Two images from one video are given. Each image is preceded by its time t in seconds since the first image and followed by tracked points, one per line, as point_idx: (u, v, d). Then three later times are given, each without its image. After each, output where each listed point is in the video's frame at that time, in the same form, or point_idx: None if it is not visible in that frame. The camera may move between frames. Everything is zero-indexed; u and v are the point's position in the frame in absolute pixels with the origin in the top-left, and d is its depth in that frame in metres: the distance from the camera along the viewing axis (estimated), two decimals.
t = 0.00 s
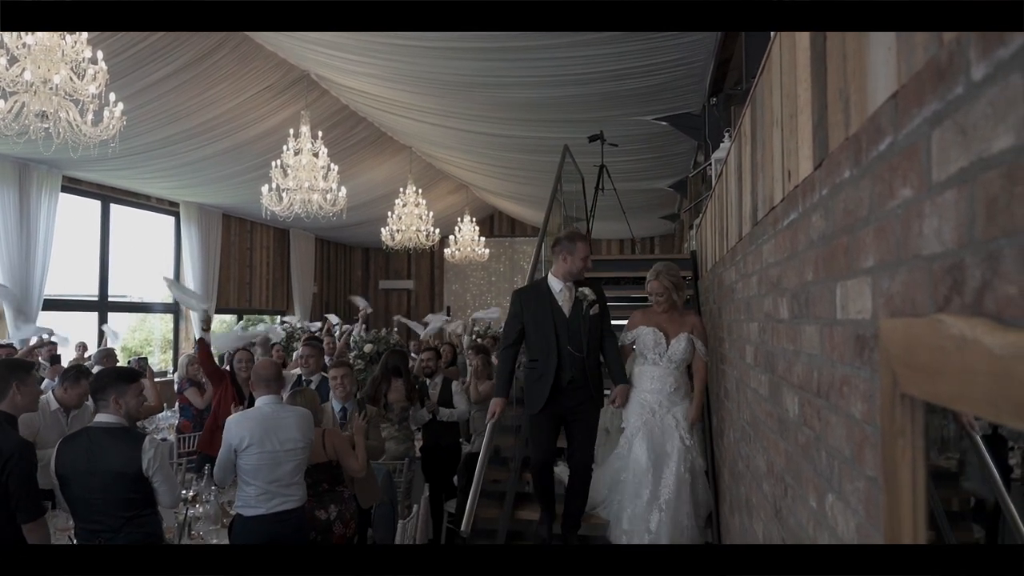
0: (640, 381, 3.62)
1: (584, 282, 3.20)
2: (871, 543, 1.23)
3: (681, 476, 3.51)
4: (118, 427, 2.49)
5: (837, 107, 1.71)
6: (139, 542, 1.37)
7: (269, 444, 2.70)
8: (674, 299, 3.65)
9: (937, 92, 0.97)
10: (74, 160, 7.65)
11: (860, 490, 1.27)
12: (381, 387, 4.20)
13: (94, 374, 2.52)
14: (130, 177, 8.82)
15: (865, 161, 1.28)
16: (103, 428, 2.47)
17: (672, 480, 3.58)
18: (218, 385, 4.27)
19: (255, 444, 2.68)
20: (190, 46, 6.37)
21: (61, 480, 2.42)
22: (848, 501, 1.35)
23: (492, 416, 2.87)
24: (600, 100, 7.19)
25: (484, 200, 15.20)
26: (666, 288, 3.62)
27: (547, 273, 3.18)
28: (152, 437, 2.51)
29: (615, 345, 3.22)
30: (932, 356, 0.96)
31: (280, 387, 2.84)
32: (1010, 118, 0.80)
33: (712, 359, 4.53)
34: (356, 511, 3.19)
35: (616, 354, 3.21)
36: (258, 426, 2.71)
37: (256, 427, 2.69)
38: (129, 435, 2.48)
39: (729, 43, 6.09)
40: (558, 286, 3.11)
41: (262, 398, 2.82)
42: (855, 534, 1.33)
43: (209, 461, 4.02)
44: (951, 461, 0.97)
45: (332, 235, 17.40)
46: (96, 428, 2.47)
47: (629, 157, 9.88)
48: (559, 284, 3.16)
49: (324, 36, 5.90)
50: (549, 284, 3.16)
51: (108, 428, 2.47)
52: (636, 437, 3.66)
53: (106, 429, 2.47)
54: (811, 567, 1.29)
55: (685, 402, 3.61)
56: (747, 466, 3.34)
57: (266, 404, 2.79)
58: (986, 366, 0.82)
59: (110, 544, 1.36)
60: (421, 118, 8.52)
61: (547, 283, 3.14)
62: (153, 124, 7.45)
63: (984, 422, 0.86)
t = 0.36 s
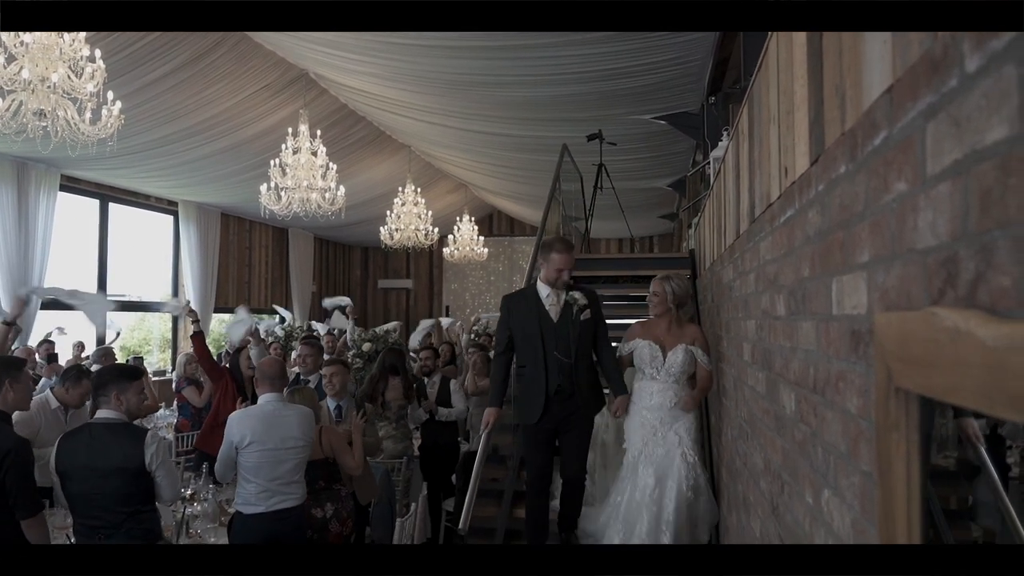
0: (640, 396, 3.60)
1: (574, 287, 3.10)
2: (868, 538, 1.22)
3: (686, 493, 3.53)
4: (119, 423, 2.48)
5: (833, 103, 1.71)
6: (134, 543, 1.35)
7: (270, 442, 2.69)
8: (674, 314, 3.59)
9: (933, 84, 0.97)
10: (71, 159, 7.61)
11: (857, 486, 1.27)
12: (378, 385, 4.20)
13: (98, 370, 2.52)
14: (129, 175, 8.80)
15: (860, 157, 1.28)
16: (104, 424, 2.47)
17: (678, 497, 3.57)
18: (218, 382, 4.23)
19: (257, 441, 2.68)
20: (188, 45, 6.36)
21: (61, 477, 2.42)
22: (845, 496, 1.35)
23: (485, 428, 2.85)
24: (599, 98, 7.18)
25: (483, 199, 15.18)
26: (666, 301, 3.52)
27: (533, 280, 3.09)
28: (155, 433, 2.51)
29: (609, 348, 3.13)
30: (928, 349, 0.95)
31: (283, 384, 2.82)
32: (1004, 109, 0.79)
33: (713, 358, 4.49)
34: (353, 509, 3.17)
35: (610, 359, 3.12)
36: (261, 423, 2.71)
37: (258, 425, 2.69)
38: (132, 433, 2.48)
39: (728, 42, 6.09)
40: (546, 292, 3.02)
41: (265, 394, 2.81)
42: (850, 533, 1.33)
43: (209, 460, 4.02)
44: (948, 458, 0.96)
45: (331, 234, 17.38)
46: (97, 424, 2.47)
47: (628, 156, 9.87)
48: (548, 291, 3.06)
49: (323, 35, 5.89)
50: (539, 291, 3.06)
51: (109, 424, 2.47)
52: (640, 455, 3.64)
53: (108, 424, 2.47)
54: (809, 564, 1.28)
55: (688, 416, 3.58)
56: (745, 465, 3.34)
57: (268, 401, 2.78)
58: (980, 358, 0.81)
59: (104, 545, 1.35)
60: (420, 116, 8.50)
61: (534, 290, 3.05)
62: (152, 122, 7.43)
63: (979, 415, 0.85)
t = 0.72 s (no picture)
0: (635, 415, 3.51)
1: (564, 307, 2.95)
2: (867, 535, 1.23)
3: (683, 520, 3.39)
4: (125, 420, 2.48)
5: (832, 100, 1.71)
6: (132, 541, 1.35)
7: (274, 440, 2.70)
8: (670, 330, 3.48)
9: (931, 81, 0.97)
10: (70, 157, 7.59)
11: (856, 482, 1.27)
12: (377, 383, 4.24)
13: (103, 369, 2.52)
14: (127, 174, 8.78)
15: (859, 154, 1.28)
16: (110, 421, 2.47)
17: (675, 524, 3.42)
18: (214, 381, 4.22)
19: (260, 439, 2.68)
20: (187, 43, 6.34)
21: (67, 473, 2.43)
22: (844, 493, 1.35)
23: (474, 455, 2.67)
24: (599, 97, 7.18)
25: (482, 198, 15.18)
26: (661, 319, 3.41)
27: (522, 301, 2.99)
28: (160, 431, 2.49)
29: (600, 370, 2.96)
30: (926, 345, 0.95)
31: (287, 382, 2.81)
32: (1002, 105, 0.80)
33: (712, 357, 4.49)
34: (352, 507, 3.15)
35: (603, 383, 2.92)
36: (264, 421, 2.71)
37: (262, 423, 2.69)
38: (137, 431, 2.47)
39: (727, 40, 6.09)
40: (531, 312, 2.91)
41: (268, 393, 2.80)
42: (849, 530, 1.33)
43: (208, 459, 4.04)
44: (949, 457, 0.96)
45: (330, 233, 17.36)
46: (103, 421, 2.47)
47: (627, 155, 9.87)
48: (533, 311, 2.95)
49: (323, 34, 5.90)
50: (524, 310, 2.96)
51: (115, 421, 2.47)
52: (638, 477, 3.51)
53: (114, 422, 2.47)
54: (808, 562, 1.29)
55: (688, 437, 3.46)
56: (744, 463, 3.34)
57: (272, 399, 2.78)
58: (978, 354, 0.82)
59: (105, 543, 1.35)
60: (419, 115, 8.49)
61: (522, 311, 2.95)
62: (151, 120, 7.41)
63: (978, 412, 0.85)
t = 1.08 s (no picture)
0: (635, 450, 3.25)
1: (565, 321, 2.71)
2: (867, 531, 1.23)
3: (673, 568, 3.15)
4: (125, 420, 2.48)
5: (833, 98, 1.72)
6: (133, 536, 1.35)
7: (277, 439, 2.71)
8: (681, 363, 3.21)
9: (932, 78, 0.98)
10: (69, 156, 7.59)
11: (856, 477, 1.28)
12: (376, 381, 4.23)
13: (103, 367, 2.52)
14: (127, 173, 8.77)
15: (859, 152, 1.29)
16: (110, 420, 2.47)
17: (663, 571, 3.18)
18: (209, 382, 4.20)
19: (263, 439, 2.68)
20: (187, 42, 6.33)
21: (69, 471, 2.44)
22: (844, 489, 1.36)
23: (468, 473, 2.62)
24: (598, 96, 7.18)
25: (481, 198, 15.18)
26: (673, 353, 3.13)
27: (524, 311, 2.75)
28: (157, 429, 2.48)
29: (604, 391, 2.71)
30: (927, 340, 0.96)
31: (288, 381, 2.81)
32: (1003, 101, 0.81)
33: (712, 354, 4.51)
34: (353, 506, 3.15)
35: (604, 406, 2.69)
36: (267, 420, 2.72)
37: (265, 423, 2.70)
38: (135, 429, 2.47)
39: (726, 40, 6.10)
40: (532, 327, 2.68)
41: (269, 392, 2.80)
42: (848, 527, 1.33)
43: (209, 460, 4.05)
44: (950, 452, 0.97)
45: (330, 233, 17.35)
46: (103, 420, 2.47)
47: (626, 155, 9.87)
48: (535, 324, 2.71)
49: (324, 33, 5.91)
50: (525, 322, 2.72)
51: (114, 420, 2.47)
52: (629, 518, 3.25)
53: (113, 421, 2.47)
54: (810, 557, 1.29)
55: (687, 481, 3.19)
56: (744, 461, 3.35)
57: (274, 398, 2.78)
58: (980, 347, 0.83)
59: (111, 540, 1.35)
60: (419, 114, 8.49)
61: (521, 324, 2.72)
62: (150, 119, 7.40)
63: (979, 406, 0.86)
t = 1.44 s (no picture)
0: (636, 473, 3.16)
1: (569, 341, 2.78)
2: (869, 516, 1.28)
3: None
4: (126, 415, 2.52)
5: (834, 95, 1.77)
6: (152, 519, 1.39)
7: (281, 435, 2.76)
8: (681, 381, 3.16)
9: (931, 74, 1.03)
10: (72, 156, 7.62)
11: (858, 463, 1.33)
12: (377, 378, 4.27)
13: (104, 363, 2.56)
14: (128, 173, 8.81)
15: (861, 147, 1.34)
16: (112, 416, 2.51)
17: None
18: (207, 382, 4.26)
19: (268, 434, 2.74)
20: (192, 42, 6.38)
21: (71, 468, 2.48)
22: (846, 476, 1.41)
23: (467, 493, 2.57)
24: (598, 96, 7.23)
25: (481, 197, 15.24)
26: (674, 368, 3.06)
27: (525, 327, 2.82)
28: (159, 423, 2.53)
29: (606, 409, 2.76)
30: (926, 326, 1.02)
31: (293, 377, 2.86)
32: (999, 95, 0.86)
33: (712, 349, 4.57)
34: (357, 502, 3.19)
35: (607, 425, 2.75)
36: (271, 416, 2.78)
37: (269, 418, 2.75)
38: (136, 424, 2.51)
39: (725, 39, 6.16)
40: (535, 342, 2.75)
41: (273, 389, 2.86)
42: (850, 512, 1.38)
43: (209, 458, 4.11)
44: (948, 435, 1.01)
45: (329, 232, 17.39)
46: (105, 416, 2.52)
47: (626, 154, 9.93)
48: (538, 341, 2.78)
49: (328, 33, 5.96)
50: (527, 339, 2.79)
51: (117, 415, 2.52)
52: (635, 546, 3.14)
53: (115, 416, 2.52)
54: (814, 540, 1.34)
55: (691, 502, 3.11)
56: (745, 455, 3.41)
57: (278, 394, 2.84)
58: (976, 331, 0.87)
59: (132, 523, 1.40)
60: (419, 114, 8.53)
61: (523, 339, 2.79)
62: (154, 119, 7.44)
63: (976, 387, 0.91)
